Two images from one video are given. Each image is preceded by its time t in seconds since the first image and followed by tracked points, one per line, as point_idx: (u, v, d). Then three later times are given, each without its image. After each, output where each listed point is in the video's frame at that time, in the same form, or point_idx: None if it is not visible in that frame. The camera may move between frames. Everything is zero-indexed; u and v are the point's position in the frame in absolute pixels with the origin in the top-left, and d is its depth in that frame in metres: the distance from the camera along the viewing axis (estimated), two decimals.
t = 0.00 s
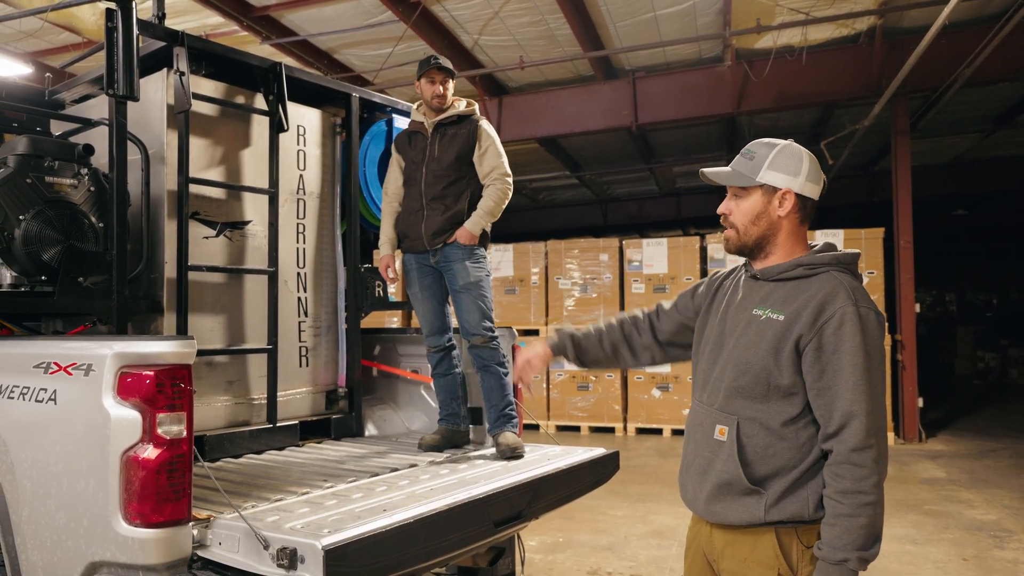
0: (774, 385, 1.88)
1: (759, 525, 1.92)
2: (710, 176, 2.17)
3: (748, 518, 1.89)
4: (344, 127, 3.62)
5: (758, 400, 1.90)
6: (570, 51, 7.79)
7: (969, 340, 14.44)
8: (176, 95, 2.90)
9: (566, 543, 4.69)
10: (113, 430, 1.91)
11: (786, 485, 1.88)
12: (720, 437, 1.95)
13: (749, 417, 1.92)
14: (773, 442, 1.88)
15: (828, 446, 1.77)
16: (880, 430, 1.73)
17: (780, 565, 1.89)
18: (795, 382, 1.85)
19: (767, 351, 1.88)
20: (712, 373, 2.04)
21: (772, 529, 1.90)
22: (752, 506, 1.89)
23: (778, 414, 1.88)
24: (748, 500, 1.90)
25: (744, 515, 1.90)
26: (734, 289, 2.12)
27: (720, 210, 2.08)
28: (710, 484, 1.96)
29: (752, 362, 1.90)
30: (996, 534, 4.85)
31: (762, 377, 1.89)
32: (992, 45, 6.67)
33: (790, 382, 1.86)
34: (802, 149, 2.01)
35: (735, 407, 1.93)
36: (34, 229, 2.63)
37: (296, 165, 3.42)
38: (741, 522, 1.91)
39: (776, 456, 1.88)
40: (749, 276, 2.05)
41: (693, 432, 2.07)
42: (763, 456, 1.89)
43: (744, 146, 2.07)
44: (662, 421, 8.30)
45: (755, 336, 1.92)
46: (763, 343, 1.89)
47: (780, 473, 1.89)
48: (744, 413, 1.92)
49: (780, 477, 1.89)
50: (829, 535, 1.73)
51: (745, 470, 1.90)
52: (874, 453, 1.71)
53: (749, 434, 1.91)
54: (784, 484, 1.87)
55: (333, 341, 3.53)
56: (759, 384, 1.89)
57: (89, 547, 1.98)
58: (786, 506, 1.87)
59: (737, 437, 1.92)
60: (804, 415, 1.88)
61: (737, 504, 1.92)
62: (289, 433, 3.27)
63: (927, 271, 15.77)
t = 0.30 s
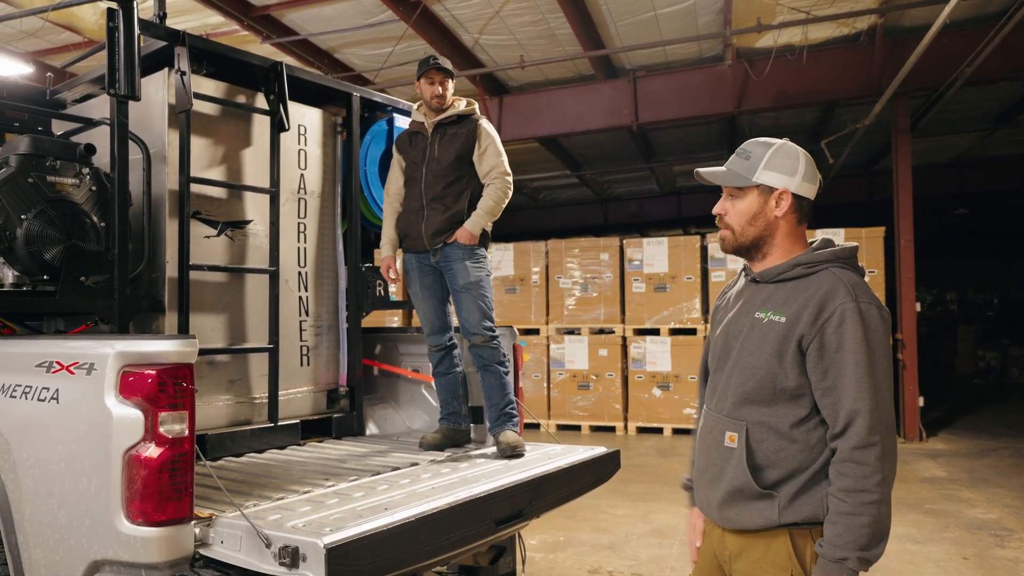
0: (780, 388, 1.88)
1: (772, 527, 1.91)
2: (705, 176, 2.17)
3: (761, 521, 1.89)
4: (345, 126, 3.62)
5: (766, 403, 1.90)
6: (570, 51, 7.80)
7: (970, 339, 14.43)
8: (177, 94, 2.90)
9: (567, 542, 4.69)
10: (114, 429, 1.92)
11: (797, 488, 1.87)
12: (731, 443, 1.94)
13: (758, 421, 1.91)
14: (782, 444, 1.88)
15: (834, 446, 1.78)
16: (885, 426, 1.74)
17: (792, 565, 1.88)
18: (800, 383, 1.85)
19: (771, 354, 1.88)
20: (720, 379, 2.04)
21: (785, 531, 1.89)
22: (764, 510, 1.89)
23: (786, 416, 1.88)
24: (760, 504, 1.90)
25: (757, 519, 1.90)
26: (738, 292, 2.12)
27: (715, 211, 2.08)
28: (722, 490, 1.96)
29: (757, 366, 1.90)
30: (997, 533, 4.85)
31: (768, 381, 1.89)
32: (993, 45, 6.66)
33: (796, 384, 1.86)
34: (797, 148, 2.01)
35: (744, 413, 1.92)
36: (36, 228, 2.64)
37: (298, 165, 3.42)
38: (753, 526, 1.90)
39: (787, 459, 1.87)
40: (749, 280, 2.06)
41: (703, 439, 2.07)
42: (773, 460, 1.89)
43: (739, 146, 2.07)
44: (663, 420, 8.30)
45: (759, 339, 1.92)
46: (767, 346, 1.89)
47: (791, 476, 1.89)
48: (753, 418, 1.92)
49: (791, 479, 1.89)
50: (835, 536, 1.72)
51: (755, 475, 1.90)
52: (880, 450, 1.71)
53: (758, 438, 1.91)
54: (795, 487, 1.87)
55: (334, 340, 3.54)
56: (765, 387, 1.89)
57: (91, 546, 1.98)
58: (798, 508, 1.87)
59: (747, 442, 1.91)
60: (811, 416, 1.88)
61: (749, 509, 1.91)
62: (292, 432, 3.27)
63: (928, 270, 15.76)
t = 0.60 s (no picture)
0: (774, 391, 1.86)
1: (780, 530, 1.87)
2: (710, 178, 2.17)
3: (768, 527, 1.86)
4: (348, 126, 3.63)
5: (763, 407, 1.88)
6: (572, 50, 7.80)
7: (972, 340, 14.42)
8: (180, 94, 2.90)
9: (568, 542, 4.69)
10: (118, 428, 1.92)
11: (799, 492, 1.83)
12: (735, 447, 1.93)
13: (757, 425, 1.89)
14: (783, 449, 1.85)
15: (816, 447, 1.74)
16: (865, 426, 1.68)
17: (804, 572, 1.81)
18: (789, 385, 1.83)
19: (763, 357, 1.87)
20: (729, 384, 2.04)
21: (794, 534, 1.84)
22: (769, 514, 1.85)
23: (785, 420, 1.85)
24: (766, 509, 1.86)
25: (763, 524, 1.86)
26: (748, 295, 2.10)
27: (720, 211, 2.08)
28: (728, 494, 1.94)
29: (751, 369, 1.90)
30: (999, 534, 4.85)
31: (762, 383, 1.88)
32: (996, 45, 6.66)
33: (787, 386, 1.84)
34: (802, 147, 1.99)
35: (743, 417, 1.91)
36: (40, 228, 2.64)
37: (300, 164, 3.43)
38: (759, 530, 1.87)
39: (789, 463, 1.84)
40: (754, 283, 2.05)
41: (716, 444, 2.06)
42: (774, 464, 1.87)
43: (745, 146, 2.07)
44: (664, 420, 8.31)
45: (754, 342, 1.91)
46: (759, 348, 1.88)
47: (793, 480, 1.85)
48: (753, 422, 1.90)
49: (795, 483, 1.85)
50: (818, 538, 1.69)
51: (757, 479, 1.88)
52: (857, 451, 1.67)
53: (760, 442, 1.88)
54: (798, 491, 1.83)
55: (336, 339, 3.54)
56: (761, 391, 1.88)
57: (94, 545, 1.99)
58: (802, 513, 1.82)
59: (748, 447, 1.89)
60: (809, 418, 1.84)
61: (755, 513, 1.88)
62: (294, 432, 3.28)
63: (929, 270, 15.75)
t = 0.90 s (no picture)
0: (774, 389, 1.85)
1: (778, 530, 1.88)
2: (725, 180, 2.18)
3: (766, 526, 1.85)
4: (349, 126, 3.62)
5: (763, 405, 1.87)
6: (572, 51, 7.80)
7: (969, 342, 14.47)
8: (183, 94, 2.90)
9: (567, 543, 4.69)
10: (120, 428, 1.92)
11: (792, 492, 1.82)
12: (737, 445, 1.93)
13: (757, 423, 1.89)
14: (782, 449, 1.84)
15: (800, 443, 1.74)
16: (845, 425, 1.67)
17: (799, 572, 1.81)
18: (787, 383, 1.82)
19: (765, 354, 1.87)
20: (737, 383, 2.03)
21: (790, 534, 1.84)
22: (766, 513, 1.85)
23: (785, 419, 1.85)
24: (765, 509, 1.86)
25: (763, 523, 1.86)
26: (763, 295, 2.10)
27: (732, 211, 2.08)
28: (730, 492, 1.94)
29: (755, 367, 1.89)
30: (997, 536, 4.86)
31: (763, 382, 1.87)
32: (994, 49, 6.67)
33: (786, 385, 1.83)
34: (813, 148, 1.98)
35: (746, 415, 1.91)
36: (41, 227, 2.63)
37: (302, 165, 3.42)
38: (758, 529, 1.87)
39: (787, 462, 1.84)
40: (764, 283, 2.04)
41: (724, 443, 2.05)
42: (774, 464, 1.86)
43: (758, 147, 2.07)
44: (662, 422, 8.31)
45: (760, 340, 1.91)
46: (764, 346, 1.88)
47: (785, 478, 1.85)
48: (756, 421, 1.89)
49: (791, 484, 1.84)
50: (781, 527, 1.71)
51: (755, 477, 1.88)
52: (835, 448, 1.66)
53: (760, 441, 1.88)
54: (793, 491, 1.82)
55: (337, 340, 3.54)
56: (762, 389, 1.87)
57: (96, 546, 1.98)
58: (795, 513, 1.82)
59: (749, 445, 1.89)
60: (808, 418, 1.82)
61: (755, 513, 1.88)
62: (293, 432, 3.28)
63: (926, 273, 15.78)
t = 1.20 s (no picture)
0: (780, 386, 1.87)
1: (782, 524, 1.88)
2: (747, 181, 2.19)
3: (770, 519, 1.87)
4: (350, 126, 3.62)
5: (770, 401, 1.89)
6: (569, 52, 7.80)
7: (961, 343, 14.56)
8: (185, 93, 2.89)
9: (565, 543, 4.69)
10: (125, 429, 1.91)
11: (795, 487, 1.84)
12: (744, 439, 1.94)
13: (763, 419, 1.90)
14: (787, 444, 1.85)
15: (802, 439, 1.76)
16: (846, 424, 1.68)
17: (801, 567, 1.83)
18: (793, 381, 1.83)
19: (773, 352, 1.88)
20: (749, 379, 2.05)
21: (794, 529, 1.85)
22: (770, 508, 1.86)
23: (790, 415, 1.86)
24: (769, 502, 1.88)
25: (766, 517, 1.87)
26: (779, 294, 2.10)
27: (752, 211, 2.10)
28: (736, 485, 1.96)
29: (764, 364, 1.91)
30: (992, 536, 4.89)
31: (770, 378, 1.89)
32: (990, 52, 6.71)
33: (792, 382, 1.84)
34: (835, 156, 1.99)
35: (754, 411, 1.92)
36: (43, 226, 2.62)
37: (303, 165, 3.42)
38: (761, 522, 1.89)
39: (791, 458, 1.85)
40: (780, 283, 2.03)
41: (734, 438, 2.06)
42: (778, 459, 1.87)
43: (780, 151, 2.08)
44: (658, 422, 8.32)
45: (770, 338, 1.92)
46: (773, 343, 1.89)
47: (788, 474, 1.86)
48: (762, 416, 1.90)
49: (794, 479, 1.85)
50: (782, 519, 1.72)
51: (760, 471, 1.89)
52: (834, 445, 1.68)
53: (766, 436, 1.89)
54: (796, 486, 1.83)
55: (337, 340, 3.54)
56: (769, 386, 1.89)
57: (101, 547, 1.98)
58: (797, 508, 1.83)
59: (754, 440, 1.90)
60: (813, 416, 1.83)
61: (759, 506, 1.89)
62: (294, 432, 3.28)
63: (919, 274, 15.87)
